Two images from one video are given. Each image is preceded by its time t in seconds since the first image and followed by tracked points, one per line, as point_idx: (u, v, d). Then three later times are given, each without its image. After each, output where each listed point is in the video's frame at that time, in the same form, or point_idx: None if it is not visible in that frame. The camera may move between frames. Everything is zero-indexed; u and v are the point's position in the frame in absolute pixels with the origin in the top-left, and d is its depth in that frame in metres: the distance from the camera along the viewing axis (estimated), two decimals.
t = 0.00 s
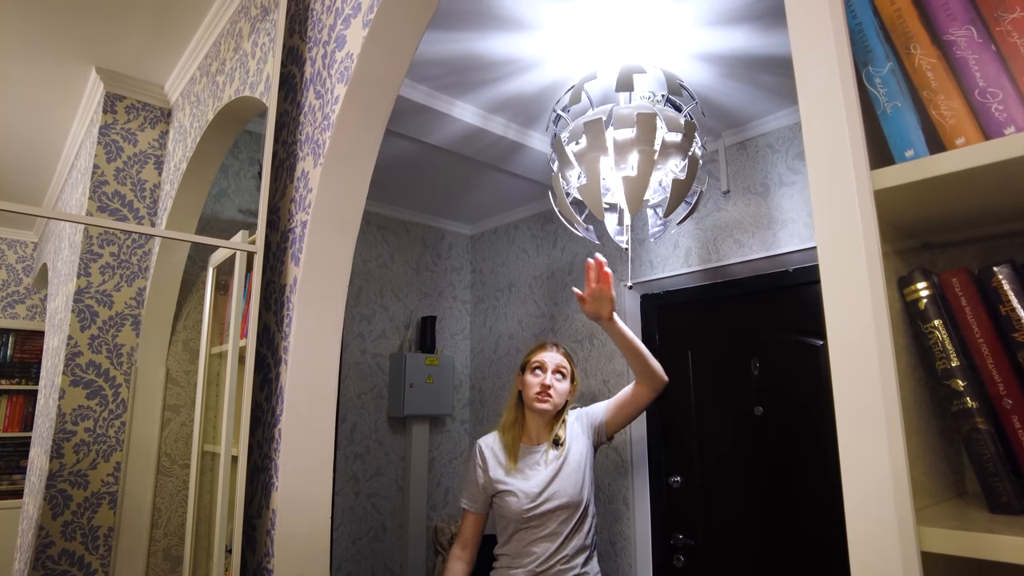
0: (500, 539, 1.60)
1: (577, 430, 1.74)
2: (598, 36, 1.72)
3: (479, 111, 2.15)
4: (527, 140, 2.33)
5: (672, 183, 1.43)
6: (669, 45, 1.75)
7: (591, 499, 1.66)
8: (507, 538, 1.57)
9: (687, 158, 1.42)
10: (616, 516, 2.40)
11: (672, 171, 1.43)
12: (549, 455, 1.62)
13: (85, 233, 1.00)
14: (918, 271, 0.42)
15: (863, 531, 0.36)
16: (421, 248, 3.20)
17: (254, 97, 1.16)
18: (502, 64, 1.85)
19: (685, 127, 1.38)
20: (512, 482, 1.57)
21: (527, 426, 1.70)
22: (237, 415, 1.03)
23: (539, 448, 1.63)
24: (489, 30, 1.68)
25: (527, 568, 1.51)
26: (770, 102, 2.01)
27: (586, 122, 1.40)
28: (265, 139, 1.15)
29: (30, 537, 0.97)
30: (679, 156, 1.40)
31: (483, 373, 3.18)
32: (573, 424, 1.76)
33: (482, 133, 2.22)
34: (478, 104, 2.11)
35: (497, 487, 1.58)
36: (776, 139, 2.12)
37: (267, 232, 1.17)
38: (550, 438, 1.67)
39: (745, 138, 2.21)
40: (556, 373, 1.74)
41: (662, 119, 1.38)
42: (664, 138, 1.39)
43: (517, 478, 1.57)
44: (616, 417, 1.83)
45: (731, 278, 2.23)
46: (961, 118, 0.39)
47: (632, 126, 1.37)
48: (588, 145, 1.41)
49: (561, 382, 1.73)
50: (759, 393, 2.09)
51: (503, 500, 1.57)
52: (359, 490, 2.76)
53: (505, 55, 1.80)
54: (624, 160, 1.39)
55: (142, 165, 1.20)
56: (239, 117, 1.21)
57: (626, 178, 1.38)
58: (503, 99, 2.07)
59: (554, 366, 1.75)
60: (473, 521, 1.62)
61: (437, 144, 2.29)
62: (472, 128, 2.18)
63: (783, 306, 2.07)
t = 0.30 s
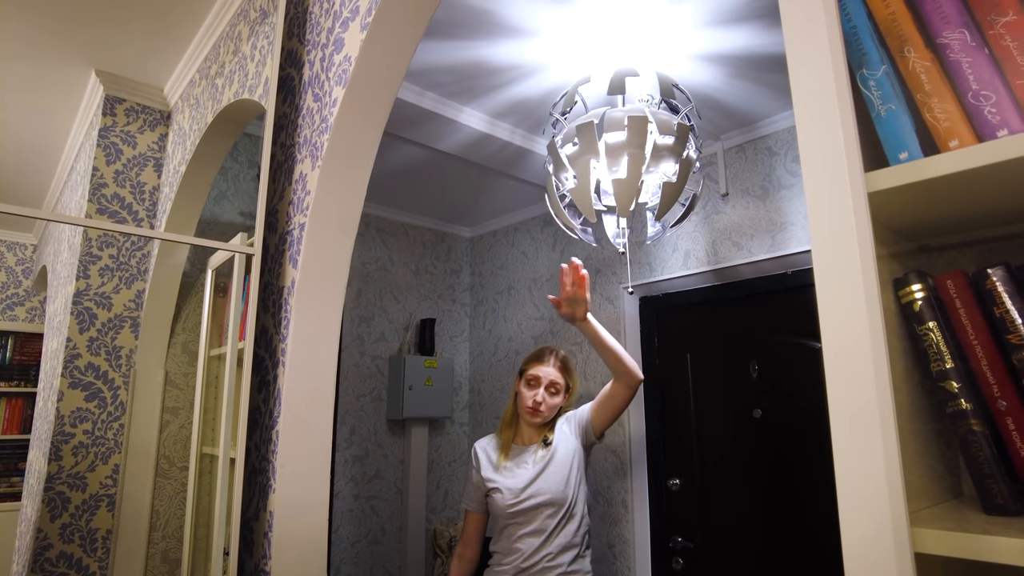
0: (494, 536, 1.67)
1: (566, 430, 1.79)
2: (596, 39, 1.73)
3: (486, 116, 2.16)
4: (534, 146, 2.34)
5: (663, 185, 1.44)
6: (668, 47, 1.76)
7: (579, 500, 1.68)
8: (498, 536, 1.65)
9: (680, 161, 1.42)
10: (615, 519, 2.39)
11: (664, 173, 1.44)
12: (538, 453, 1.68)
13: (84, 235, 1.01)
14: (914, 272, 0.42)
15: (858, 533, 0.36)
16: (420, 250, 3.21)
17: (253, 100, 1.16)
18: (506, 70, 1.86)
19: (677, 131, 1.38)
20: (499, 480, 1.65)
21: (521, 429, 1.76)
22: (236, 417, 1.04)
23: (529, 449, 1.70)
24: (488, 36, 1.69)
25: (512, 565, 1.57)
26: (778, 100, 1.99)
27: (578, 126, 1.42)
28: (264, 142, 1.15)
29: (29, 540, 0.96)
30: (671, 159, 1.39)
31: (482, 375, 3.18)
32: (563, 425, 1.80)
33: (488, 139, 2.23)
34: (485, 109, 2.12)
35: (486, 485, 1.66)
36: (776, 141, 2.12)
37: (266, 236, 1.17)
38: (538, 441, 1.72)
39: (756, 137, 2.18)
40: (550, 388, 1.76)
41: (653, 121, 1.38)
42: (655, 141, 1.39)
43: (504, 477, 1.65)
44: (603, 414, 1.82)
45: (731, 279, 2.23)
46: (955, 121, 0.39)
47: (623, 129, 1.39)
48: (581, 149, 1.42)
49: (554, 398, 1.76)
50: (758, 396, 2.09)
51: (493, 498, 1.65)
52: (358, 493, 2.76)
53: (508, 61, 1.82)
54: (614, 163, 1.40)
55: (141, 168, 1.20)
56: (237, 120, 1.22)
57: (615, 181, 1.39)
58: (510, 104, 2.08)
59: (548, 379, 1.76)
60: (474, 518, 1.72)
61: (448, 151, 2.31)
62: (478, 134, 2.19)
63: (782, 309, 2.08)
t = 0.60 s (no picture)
0: (473, 536, 1.67)
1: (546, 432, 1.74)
2: (594, 41, 1.73)
3: (492, 120, 2.18)
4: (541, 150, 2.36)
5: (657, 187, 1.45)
6: (666, 48, 1.76)
7: (557, 501, 1.67)
8: (478, 537, 1.64)
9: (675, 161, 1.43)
10: (614, 521, 2.38)
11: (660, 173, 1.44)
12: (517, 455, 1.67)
13: (82, 236, 1.02)
14: (910, 272, 0.42)
15: (854, 532, 0.36)
16: (419, 252, 3.21)
17: (252, 101, 1.16)
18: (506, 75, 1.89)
19: (670, 133, 1.41)
20: (478, 480, 1.63)
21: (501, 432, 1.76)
22: (234, 419, 1.03)
23: (509, 452, 1.69)
24: (486, 40, 1.71)
25: (490, 565, 1.60)
26: (780, 97, 1.98)
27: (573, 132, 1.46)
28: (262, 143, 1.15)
29: (25, 541, 0.96)
30: (667, 160, 1.41)
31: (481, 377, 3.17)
32: (543, 428, 1.75)
33: (495, 144, 2.26)
34: (491, 114, 2.14)
35: (466, 485, 1.65)
36: (775, 143, 2.12)
37: (263, 237, 1.17)
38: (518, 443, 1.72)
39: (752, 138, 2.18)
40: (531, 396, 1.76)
41: (646, 126, 1.41)
42: (649, 144, 1.41)
43: (484, 479, 1.63)
44: (582, 417, 1.80)
45: (729, 281, 2.23)
46: (950, 120, 0.39)
47: (616, 132, 1.40)
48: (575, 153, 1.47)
49: (534, 406, 1.76)
50: (757, 397, 2.10)
51: (472, 499, 1.64)
52: (356, 495, 2.76)
53: (509, 66, 1.84)
54: (609, 166, 1.42)
55: (140, 169, 1.19)
56: (235, 122, 1.22)
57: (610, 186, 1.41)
58: (515, 108, 2.10)
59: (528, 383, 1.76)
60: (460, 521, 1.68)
61: (456, 155, 2.35)
62: (485, 140, 2.22)
63: (779, 310, 2.08)
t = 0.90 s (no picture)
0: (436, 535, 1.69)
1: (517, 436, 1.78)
2: (593, 40, 1.73)
3: (498, 124, 2.23)
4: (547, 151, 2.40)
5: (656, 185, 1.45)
6: (666, 47, 1.75)
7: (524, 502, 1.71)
8: (442, 536, 1.67)
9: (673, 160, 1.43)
10: (613, 521, 2.37)
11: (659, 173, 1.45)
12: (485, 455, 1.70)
13: (82, 237, 1.03)
14: (909, 270, 0.42)
15: (853, 531, 0.36)
16: (419, 253, 3.21)
17: (252, 102, 1.17)
18: (507, 80, 1.93)
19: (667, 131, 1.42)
20: (445, 479, 1.66)
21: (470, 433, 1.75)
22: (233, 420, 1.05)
23: (477, 451, 1.70)
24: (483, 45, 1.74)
25: (455, 565, 1.61)
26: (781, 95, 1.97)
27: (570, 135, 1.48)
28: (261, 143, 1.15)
29: (24, 542, 0.95)
30: (664, 159, 1.42)
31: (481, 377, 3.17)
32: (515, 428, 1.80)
33: (502, 147, 2.31)
34: (497, 118, 2.19)
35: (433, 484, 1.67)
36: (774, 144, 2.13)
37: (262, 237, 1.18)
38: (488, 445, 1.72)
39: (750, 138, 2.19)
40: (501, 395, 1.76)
41: (642, 125, 1.43)
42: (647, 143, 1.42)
43: (450, 477, 1.66)
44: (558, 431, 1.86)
45: (728, 281, 2.23)
46: (949, 119, 0.39)
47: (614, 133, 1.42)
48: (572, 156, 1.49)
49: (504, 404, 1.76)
50: (757, 398, 2.10)
51: (437, 497, 1.67)
52: (356, 496, 2.76)
53: (507, 71, 1.88)
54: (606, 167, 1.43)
55: (140, 170, 1.17)
56: (235, 122, 1.22)
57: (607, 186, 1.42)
58: (521, 112, 2.14)
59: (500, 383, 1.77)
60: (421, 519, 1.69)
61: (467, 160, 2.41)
62: (493, 142, 2.27)
63: (779, 311, 2.09)
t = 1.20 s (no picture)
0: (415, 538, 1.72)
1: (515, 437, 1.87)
2: (594, 41, 1.73)
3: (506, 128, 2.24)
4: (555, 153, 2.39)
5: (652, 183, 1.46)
6: (667, 46, 1.75)
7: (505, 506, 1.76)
8: (421, 539, 1.70)
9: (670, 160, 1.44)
10: (614, 523, 2.36)
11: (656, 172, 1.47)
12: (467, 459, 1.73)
13: (82, 237, 1.03)
14: (911, 270, 0.42)
15: (857, 536, 0.35)
16: (419, 253, 3.21)
17: (252, 103, 1.17)
18: (511, 83, 1.94)
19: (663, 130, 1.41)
20: (426, 482, 1.68)
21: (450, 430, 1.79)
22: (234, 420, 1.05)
23: (460, 453, 1.74)
24: (482, 48, 1.75)
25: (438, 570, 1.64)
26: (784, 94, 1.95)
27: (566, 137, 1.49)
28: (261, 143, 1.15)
29: (24, 543, 0.95)
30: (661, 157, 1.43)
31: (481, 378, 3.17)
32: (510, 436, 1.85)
33: (511, 150, 2.31)
34: (504, 121, 2.19)
35: (413, 487, 1.69)
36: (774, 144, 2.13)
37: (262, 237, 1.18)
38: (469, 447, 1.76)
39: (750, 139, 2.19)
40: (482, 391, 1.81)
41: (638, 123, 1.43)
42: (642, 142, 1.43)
43: (429, 480, 1.68)
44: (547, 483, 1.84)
45: (729, 282, 2.23)
46: (950, 118, 0.39)
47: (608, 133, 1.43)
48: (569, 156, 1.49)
49: (486, 398, 1.81)
50: (757, 398, 2.10)
51: (418, 500, 1.68)
52: (356, 497, 2.75)
53: (509, 75, 1.89)
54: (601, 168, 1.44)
55: (139, 170, 1.17)
56: (234, 122, 1.22)
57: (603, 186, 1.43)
58: (528, 115, 2.15)
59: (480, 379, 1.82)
60: (397, 519, 1.72)
61: (477, 163, 2.43)
62: (501, 146, 2.27)
63: (780, 312, 2.08)
